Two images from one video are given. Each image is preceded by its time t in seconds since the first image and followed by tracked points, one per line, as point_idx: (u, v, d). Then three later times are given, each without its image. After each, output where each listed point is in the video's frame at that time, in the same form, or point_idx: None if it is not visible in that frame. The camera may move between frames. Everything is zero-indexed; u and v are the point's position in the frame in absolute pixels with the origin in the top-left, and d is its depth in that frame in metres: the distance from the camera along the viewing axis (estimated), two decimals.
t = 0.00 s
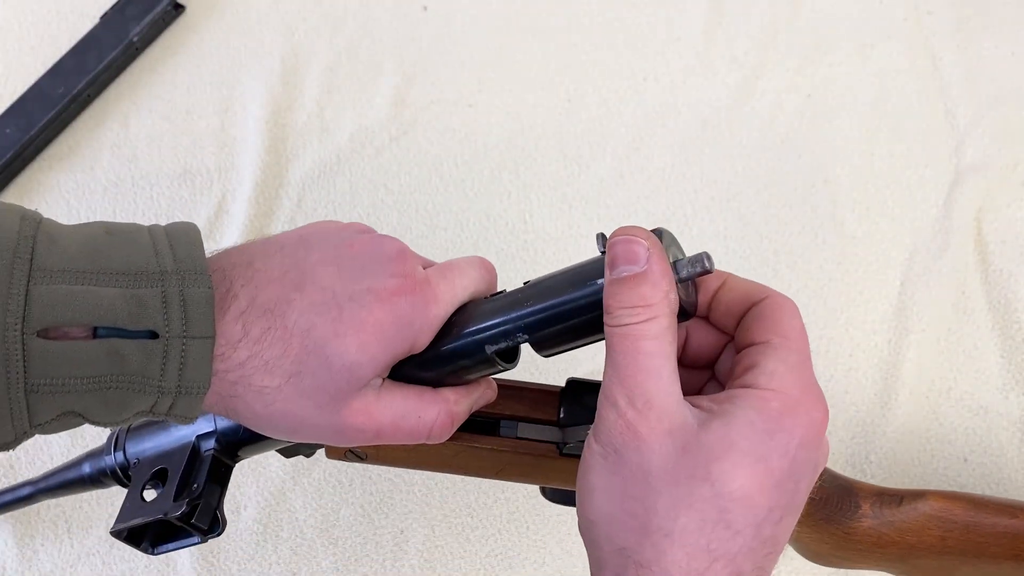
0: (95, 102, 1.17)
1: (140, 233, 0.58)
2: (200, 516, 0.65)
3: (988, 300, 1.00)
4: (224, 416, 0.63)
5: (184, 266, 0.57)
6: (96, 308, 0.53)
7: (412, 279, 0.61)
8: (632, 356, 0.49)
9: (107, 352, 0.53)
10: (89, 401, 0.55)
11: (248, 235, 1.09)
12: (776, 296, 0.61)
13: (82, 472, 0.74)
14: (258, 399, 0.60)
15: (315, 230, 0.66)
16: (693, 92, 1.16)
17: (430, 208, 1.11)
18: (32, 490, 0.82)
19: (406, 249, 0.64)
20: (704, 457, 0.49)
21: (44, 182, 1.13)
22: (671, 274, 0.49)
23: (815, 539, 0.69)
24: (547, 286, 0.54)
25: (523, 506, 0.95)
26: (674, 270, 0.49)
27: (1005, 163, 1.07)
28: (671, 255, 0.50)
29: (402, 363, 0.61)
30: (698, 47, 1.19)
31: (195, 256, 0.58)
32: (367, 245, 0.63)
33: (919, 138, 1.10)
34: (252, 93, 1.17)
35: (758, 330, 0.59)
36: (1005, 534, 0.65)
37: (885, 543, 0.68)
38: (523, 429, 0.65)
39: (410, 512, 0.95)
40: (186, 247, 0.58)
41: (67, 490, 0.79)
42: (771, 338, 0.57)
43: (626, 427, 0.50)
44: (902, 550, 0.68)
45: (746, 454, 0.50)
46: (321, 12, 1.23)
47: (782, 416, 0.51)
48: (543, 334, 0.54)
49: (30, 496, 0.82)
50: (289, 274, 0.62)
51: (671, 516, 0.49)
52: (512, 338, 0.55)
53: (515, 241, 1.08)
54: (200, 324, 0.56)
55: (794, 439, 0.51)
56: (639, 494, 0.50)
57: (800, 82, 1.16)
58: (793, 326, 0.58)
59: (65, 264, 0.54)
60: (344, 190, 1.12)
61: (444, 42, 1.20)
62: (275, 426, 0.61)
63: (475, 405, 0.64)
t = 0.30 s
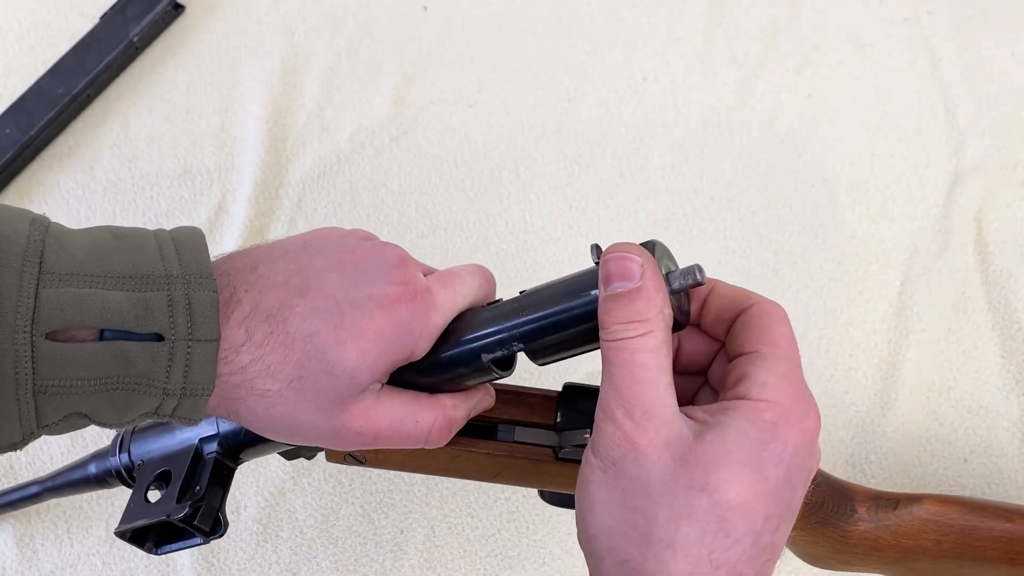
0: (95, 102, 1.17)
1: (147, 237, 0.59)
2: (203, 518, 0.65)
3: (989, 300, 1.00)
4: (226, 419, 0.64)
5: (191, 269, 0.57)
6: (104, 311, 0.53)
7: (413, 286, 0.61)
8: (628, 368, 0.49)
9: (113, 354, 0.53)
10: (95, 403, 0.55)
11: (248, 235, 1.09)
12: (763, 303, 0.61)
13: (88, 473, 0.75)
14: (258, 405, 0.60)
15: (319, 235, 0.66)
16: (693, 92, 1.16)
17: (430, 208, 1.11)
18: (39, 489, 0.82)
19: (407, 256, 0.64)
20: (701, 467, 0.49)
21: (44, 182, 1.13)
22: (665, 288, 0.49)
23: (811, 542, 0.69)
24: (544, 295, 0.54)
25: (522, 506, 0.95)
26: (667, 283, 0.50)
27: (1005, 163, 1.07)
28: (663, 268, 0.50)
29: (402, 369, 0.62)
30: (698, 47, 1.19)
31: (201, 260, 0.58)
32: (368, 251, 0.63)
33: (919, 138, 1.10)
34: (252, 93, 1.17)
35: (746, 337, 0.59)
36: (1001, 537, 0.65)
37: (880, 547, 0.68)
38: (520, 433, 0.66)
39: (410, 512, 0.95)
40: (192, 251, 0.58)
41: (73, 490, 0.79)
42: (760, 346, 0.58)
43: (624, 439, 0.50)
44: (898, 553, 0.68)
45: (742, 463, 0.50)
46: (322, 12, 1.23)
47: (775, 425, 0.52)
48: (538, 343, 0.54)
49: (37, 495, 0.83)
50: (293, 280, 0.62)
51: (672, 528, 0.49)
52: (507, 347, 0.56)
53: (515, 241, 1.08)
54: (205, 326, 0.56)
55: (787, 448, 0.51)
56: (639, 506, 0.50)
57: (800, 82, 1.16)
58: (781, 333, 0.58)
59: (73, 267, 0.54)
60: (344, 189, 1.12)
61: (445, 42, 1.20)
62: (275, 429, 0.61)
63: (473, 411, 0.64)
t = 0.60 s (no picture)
0: (96, 102, 1.17)
1: (148, 248, 0.59)
2: (203, 525, 0.66)
3: (989, 300, 1.00)
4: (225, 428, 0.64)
5: (193, 280, 0.57)
6: (106, 322, 0.53)
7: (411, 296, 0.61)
8: (623, 379, 0.50)
9: (116, 365, 0.53)
10: (96, 413, 0.54)
11: (249, 236, 1.09)
12: (752, 307, 0.62)
13: (88, 477, 0.75)
14: (257, 415, 0.60)
15: (318, 246, 0.67)
16: (693, 92, 1.16)
17: (430, 208, 1.11)
18: (41, 493, 0.82)
19: (406, 267, 0.64)
20: (697, 475, 0.49)
21: (45, 182, 1.13)
22: (660, 299, 0.50)
23: (810, 546, 0.70)
24: (541, 307, 0.54)
25: (522, 506, 0.95)
26: (662, 295, 0.50)
27: (1005, 163, 1.07)
28: (660, 281, 0.51)
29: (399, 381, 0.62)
30: (698, 47, 1.19)
31: (203, 271, 0.58)
32: (367, 262, 0.64)
33: (919, 138, 1.10)
34: (252, 93, 1.17)
35: (736, 343, 0.59)
36: (1000, 542, 0.65)
37: (879, 552, 0.68)
38: (518, 440, 0.66)
39: (409, 512, 0.95)
40: (193, 262, 0.58)
41: (74, 494, 0.79)
42: (750, 352, 0.58)
43: (618, 450, 0.50)
44: (898, 558, 0.68)
45: (737, 469, 0.50)
46: (322, 12, 1.23)
47: (769, 429, 0.51)
48: (537, 354, 0.55)
49: (39, 498, 0.83)
50: (292, 291, 0.62)
51: (671, 538, 0.49)
52: (504, 358, 0.56)
53: (515, 241, 1.08)
54: (207, 338, 0.56)
55: (782, 451, 0.51)
56: (637, 518, 0.50)
57: (801, 81, 1.15)
58: (771, 339, 0.58)
59: (75, 277, 0.54)
60: (343, 189, 1.12)
61: (444, 42, 1.20)
62: (273, 439, 0.61)
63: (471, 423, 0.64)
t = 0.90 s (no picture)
0: (96, 102, 1.17)
1: (146, 261, 0.59)
2: (202, 529, 0.66)
3: (989, 300, 1.00)
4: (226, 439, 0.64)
5: (190, 293, 0.57)
6: (103, 336, 0.53)
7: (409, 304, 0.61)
8: (614, 364, 0.50)
9: (112, 379, 0.53)
10: (93, 427, 0.54)
11: (248, 236, 1.09)
12: (749, 310, 0.61)
13: (88, 480, 0.75)
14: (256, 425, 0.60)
15: (313, 251, 0.67)
16: (693, 92, 1.16)
17: (430, 208, 1.11)
18: (41, 495, 0.82)
19: (403, 273, 0.64)
20: (690, 457, 0.49)
21: (45, 182, 1.13)
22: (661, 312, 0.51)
23: (810, 549, 0.70)
24: (540, 314, 0.55)
25: (522, 506, 0.95)
26: (659, 298, 0.51)
27: (1006, 163, 1.07)
28: (659, 288, 0.52)
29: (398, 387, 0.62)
30: (698, 47, 1.19)
31: (201, 284, 0.58)
32: (364, 268, 0.64)
33: (919, 138, 1.10)
34: (252, 93, 1.17)
35: (735, 339, 0.59)
36: (1000, 545, 0.65)
37: (879, 555, 0.68)
38: (518, 443, 0.66)
39: (410, 512, 0.95)
40: (191, 274, 0.58)
41: (73, 496, 0.79)
42: (748, 346, 0.58)
43: (611, 434, 0.51)
44: (897, 560, 0.68)
45: (732, 453, 0.50)
46: (322, 12, 1.23)
47: (766, 416, 0.51)
48: (536, 360, 0.55)
49: (39, 500, 0.83)
50: (289, 300, 0.62)
51: (662, 520, 0.49)
52: (504, 364, 0.56)
53: (515, 241, 1.08)
54: (204, 351, 0.56)
55: (780, 438, 0.51)
56: (628, 499, 0.50)
57: (801, 81, 1.15)
58: (771, 335, 0.58)
59: (72, 291, 0.54)
60: (343, 189, 1.12)
61: (445, 42, 1.20)
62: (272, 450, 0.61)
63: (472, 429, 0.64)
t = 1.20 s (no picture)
0: (96, 102, 1.18)
1: (144, 262, 0.59)
2: (200, 535, 0.66)
3: (989, 300, 1.00)
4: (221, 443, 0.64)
5: (188, 296, 0.57)
6: (99, 337, 0.53)
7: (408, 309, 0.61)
8: (622, 381, 0.51)
9: (108, 380, 0.53)
10: (88, 429, 0.54)
11: (248, 236, 1.09)
12: (739, 310, 0.62)
13: (86, 483, 0.75)
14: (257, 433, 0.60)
15: (314, 255, 0.67)
16: (693, 92, 1.16)
17: (430, 208, 1.11)
18: (39, 497, 0.82)
19: (403, 279, 0.64)
20: (706, 468, 0.49)
21: (44, 182, 1.13)
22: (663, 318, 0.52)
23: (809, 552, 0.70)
24: (538, 320, 0.55)
25: (522, 506, 0.95)
26: (658, 307, 0.52)
27: (1006, 163, 1.07)
28: (658, 294, 0.53)
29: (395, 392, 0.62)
30: (698, 47, 1.19)
31: (199, 287, 0.58)
32: (364, 273, 0.64)
33: (919, 138, 1.10)
34: (252, 93, 1.17)
35: (730, 342, 0.59)
36: (1000, 548, 0.65)
37: (878, 557, 0.68)
38: (516, 447, 0.66)
39: (409, 512, 0.95)
40: (189, 277, 0.59)
41: (71, 499, 0.79)
42: (743, 348, 0.58)
43: (624, 452, 0.51)
44: (897, 563, 0.68)
45: (747, 459, 0.49)
46: (322, 12, 1.23)
47: (775, 419, 0.51)
48: (534, 366, 0.55)
49: (37, 503, 0.83)
50: (288, 305, 0.62)
51: (686, 536, 0.48)
52: (501, 369, 0.56)
53: (515, 241, 1.08)
54: (201, 354, 0.56)
55: (791, 440, 0.51)
56: (648, 518, 0.50)
57: (801, 81, 1.15)
58: (765, 335, 0.59)
59: (70, 292, 0.54)
60: (343, 189, 1.12)
61: (445, 42, 1.20)
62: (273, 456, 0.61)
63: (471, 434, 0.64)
